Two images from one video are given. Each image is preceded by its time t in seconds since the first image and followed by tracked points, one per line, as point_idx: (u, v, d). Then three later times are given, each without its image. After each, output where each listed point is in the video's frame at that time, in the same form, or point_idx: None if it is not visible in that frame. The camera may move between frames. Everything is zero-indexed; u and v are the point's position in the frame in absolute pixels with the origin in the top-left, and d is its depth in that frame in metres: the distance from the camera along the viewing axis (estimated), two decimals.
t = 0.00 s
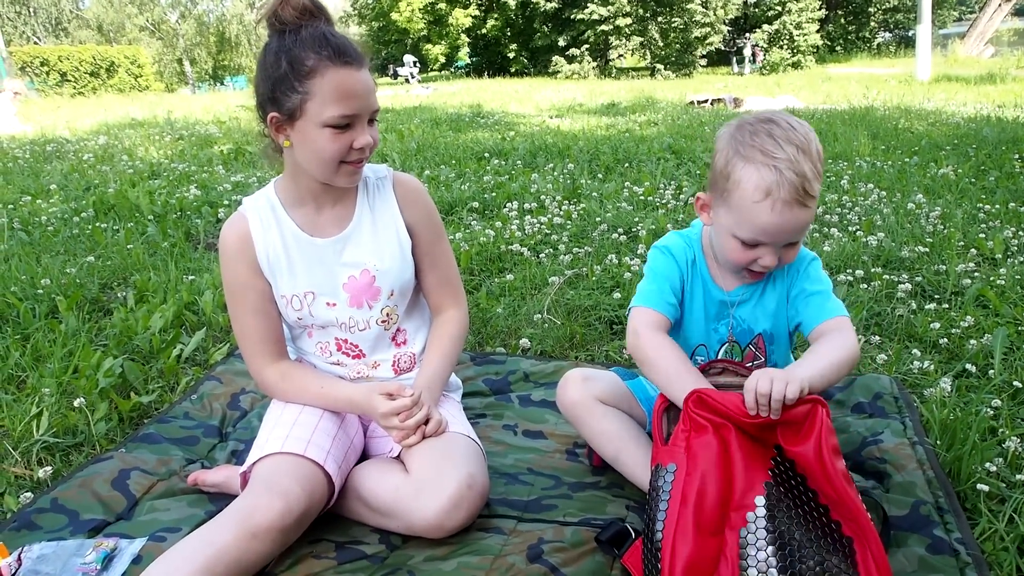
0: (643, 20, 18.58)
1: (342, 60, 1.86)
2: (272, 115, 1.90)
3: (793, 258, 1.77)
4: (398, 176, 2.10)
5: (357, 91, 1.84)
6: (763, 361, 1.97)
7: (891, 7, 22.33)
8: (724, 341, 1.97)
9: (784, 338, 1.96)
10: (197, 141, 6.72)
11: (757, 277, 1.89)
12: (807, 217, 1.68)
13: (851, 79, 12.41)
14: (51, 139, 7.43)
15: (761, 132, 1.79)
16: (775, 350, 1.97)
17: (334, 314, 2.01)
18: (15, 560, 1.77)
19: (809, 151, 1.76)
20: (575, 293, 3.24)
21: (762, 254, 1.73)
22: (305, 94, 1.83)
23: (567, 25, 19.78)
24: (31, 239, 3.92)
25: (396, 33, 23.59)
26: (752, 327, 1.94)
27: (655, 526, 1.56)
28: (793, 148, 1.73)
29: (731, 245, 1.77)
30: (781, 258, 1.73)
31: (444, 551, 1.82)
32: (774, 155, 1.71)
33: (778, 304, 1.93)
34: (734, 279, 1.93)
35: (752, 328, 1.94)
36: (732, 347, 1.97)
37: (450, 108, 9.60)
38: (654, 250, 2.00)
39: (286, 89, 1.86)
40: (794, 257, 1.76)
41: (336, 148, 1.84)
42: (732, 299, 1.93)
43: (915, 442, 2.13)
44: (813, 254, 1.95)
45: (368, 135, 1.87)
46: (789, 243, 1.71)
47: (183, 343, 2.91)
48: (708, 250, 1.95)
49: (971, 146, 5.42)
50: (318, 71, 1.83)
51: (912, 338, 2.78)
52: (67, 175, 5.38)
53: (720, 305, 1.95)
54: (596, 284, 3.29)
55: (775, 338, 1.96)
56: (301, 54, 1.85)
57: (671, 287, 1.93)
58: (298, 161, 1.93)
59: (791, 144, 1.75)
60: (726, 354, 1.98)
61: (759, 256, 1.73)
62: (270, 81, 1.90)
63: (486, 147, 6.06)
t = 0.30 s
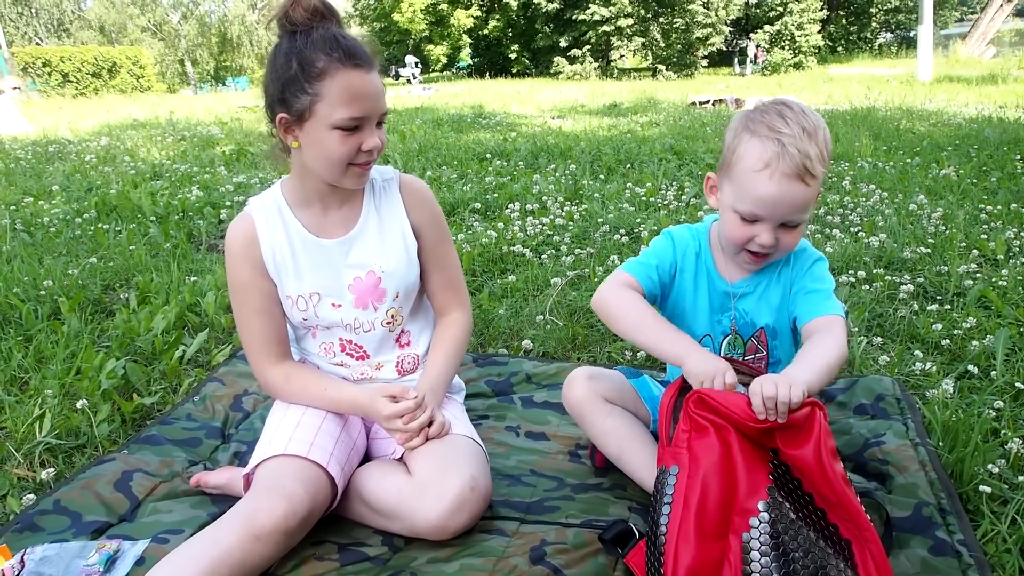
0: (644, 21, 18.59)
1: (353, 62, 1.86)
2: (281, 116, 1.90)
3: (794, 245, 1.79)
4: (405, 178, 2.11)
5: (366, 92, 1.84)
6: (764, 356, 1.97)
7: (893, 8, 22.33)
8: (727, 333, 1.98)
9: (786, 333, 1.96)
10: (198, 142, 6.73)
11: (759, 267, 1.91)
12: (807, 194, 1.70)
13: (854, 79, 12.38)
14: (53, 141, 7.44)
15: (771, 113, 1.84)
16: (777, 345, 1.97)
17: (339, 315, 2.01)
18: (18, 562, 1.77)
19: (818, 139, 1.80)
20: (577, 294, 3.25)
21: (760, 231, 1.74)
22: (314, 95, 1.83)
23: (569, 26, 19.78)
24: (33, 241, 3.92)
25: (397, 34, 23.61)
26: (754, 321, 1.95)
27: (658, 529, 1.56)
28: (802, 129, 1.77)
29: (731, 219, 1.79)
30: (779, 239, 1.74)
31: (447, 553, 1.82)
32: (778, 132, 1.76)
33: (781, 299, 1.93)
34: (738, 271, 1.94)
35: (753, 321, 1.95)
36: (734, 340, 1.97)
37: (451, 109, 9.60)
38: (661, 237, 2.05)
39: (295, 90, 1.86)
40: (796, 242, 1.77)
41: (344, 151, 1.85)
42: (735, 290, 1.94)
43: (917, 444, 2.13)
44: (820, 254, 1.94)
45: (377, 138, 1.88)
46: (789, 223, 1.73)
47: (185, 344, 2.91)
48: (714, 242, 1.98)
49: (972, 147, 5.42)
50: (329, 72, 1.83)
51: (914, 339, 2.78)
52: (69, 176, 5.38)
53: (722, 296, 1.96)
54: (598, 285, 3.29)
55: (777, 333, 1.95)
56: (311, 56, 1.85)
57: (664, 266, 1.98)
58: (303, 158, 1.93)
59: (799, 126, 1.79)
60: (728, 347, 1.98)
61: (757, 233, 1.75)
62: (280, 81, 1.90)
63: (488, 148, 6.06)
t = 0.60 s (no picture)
0: (645, 22, 18.59)
1: (354, 62, 1.86)
2: (284, 118, 1.90)
3: (782, 232, 1.81)
4: (408, 178, 2.11)
5: (368, 92, 1.84)
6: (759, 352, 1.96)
7: (893, 9, 22.37)
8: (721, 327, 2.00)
9: (781, 330, 1.95)
10: (200, 143, 6.73)
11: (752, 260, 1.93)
12: (786, 176, 1.73)
13: (855, 80, 12.35)
14: (54, 141, 7.45)
15: (758, 103, 1.90)
16: (772, 342, 1.96)
17: (342, 315, 2.02)
18: (19, 563, 1.77)
19: (804, 126, 1.83)
20: (579, 295, 3.25)
21: (743, 214, 1.78)
22: (316, 95, 1.83)
23: (570, 27, 19.78)
24: (35, 242, 3.92)
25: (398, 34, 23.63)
26: (747, 316, 1.96)
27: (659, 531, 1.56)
28: (785, 116, 1.81)
29: (718, 205, 1.84)
30: (762, 222, 1.77)
31: (449, 554, 1.82)
32: (759, 118, 1.81)
33: (775, 295, 1.92)
34: (733, 264, 1.97)
35: (748, 316, 1.96)
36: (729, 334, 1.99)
37: (452, 110, 9.60)
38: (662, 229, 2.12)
39: (298, 90, 1.86)
40: (781, 228, 1.79)
41: (348, 150, 1.85)
42: (728, 284, 1.97)
43: (920, 445, 2.12)
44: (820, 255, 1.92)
45: (381, 138, 1.88)
46: (772, 206, 1.76)
47: (187, 345, 2.91)
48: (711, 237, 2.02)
49: (974, 148, 5.41)
50: (331, 72, 1.83)
51: (916, 340, 2.78)
52: (70, 177, 5.39)
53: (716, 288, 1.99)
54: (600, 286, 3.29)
55: (772, 330, 1.95)
56: (313, 56, 1.85)
57: (656, 253, 2.06)
58: (308, 160, 1.93)
59: (783, 114, 1.83)
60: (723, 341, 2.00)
61: (741, 217, 1.79)
62: (281, 83, 1.91)
63: (489, 148, 6.06)
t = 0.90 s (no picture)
0: (645, 22, 18.56)
1: (347, 54, 1.86)
2: (286, 122, 1.90)
3: (755, 229, 1.82)
4: (408, 175, 2.11)
5: (365, 83, 1.84)
6: (743, 348, 2.01)
7: (894, 9, 22.35)
8: (710, 323, 2.06)
9: (769, 330, 1.96)
10: (200, 142, 6.72)
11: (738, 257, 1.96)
12: (750, 172, 1.75)
13: (855, 80, 12.35)
14: (55, 141, 7.44)
15: (740, 102, 1.92)
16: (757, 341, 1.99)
17: (342, 314, 2.01)
18: (20, 563, 1.77)
19: (781, 127, 1.82)
20: (579, 295, 3.25)
21: (712, 210, 1.82)
22: (315, 92, 1.83)
23: (570, 27, 19.77)
24: (35, 241, 3.92)
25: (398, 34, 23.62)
26: (733, 313, 2.00)
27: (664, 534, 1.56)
28: (761, 115, 1.83)
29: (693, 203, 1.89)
30: (731, 219, 1.81)
31: (450, 555, 1.82)
32: (732, 116, 1.83)
33: (761, 295, 1.93)
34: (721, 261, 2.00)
35: (733, 313, 2.00)
36: (716, 330, 2.05)
37: (453, 109, 9.59)
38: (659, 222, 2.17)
39: (296, 89, 1.86)
40: (752, 225, 1.81)
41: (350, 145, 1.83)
42: (713, 282, 2.01)
43: (922, 446, 2.12)
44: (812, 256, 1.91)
45: (383, 128, 1.86)
46: (740, 203, 1.78)
47: (187, 345, 2.91)
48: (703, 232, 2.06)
49: (974, 149, 5.41)
50: (325, 66, 1.83)
51: (917, 341, 2.78)
52: (70, 176, 5.38)
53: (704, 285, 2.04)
54: (600, 287, 3.29)
55: (757, 329, 1.97)
56: (306, 53, 1.85)
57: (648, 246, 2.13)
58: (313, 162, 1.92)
59: (760, 112, 1.85)
60: (712, 336, 2.06)
61: (711, 214, 1.82)
62: (280, 84, 1.90)
63: (489, 148, 6.05)
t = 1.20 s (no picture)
0: (647, 23, 18.56)
1: (338, 53, 1.85)
2: (290, 126, 1.89)
3: (717, 235, 1.80)
4: (409, 162, 2.18)
5: (360, 81, 1.84)
6: (737, 358, 1.96)
7: (896, 10, 22.34)
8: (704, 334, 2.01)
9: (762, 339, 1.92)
10: (202, 143, 6.73)
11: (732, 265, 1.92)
12: (695, 179, 1.75)
13: (858, 82, 12.35)
14: (58, 141, 7.45)
15: (711, 111, 1.92)
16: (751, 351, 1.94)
17: (356, 303, 2.01)
18: (22, 563, 1.77)
19: (739, 135, 1.79)
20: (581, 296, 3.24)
21: (669, 217, 1.83)
22: (314, 95, 1.83)
23: (572, 27, 19.79)
24: (37, 241, 3.92)
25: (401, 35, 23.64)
26: (728, 321, 1.95)
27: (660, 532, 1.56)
28: (719, 121, 1.82)
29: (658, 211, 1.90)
30: (685, 225, 1.80)
31: (452, 555, 1.82)
32: (694, 125, 1.85)
33: (757, 305, 1.89)
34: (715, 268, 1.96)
35: (728, 322, 1.95)
36: (711, 341, 2.00)
37: (455, 110, 9.60)
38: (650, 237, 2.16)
39: (293, 95, 1.86)
40: (709, 232, 1.79)
41: (353, 141, 1.84)
42: (706, 289, 1.97)
43: (925, 447, 2.12)
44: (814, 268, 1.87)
45: (383, 122, 1.86)
46: (694, 210, 1.78)
47: (190, 345, 2.91)
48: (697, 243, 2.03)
49: (977, 150, 5.41)
50: (321, 68, 1.83)
51: (920, 342, 2.77)
52: (73, 176, 5.38)
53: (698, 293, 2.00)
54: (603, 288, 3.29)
55: (751, 338, 1.93)
56: (300, 56, 1.85)
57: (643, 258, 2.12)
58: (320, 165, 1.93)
59: (721, 118, 1.84)
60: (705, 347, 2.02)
61: (668, 221, 1.83)
62: (276, 89, 1.90)
63: (491, 149, 6.05)
